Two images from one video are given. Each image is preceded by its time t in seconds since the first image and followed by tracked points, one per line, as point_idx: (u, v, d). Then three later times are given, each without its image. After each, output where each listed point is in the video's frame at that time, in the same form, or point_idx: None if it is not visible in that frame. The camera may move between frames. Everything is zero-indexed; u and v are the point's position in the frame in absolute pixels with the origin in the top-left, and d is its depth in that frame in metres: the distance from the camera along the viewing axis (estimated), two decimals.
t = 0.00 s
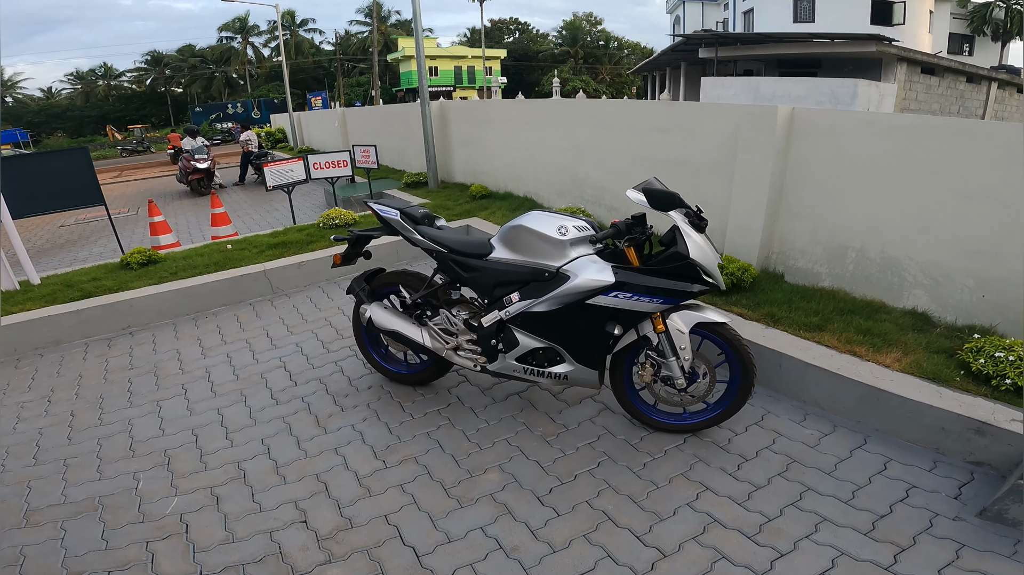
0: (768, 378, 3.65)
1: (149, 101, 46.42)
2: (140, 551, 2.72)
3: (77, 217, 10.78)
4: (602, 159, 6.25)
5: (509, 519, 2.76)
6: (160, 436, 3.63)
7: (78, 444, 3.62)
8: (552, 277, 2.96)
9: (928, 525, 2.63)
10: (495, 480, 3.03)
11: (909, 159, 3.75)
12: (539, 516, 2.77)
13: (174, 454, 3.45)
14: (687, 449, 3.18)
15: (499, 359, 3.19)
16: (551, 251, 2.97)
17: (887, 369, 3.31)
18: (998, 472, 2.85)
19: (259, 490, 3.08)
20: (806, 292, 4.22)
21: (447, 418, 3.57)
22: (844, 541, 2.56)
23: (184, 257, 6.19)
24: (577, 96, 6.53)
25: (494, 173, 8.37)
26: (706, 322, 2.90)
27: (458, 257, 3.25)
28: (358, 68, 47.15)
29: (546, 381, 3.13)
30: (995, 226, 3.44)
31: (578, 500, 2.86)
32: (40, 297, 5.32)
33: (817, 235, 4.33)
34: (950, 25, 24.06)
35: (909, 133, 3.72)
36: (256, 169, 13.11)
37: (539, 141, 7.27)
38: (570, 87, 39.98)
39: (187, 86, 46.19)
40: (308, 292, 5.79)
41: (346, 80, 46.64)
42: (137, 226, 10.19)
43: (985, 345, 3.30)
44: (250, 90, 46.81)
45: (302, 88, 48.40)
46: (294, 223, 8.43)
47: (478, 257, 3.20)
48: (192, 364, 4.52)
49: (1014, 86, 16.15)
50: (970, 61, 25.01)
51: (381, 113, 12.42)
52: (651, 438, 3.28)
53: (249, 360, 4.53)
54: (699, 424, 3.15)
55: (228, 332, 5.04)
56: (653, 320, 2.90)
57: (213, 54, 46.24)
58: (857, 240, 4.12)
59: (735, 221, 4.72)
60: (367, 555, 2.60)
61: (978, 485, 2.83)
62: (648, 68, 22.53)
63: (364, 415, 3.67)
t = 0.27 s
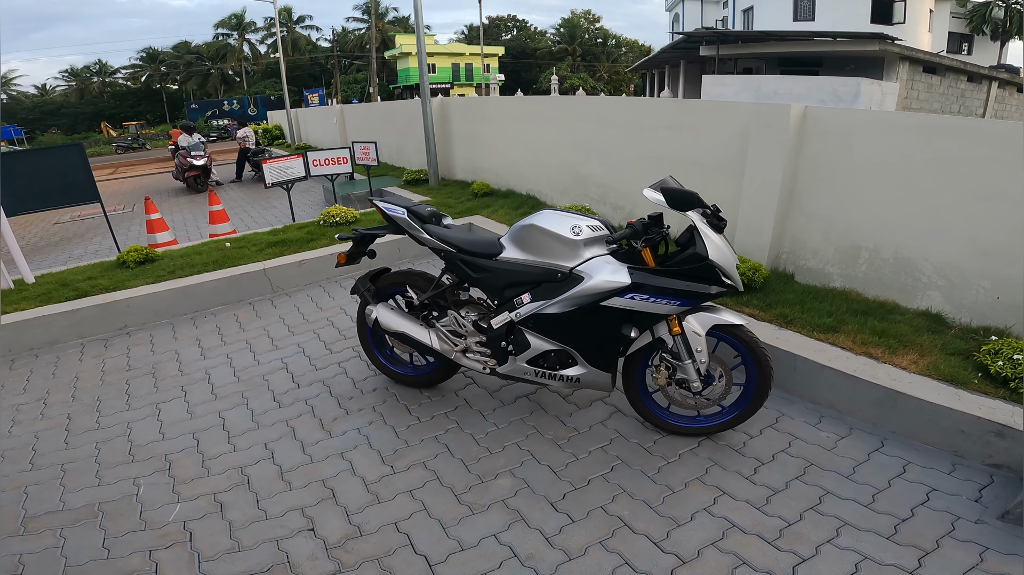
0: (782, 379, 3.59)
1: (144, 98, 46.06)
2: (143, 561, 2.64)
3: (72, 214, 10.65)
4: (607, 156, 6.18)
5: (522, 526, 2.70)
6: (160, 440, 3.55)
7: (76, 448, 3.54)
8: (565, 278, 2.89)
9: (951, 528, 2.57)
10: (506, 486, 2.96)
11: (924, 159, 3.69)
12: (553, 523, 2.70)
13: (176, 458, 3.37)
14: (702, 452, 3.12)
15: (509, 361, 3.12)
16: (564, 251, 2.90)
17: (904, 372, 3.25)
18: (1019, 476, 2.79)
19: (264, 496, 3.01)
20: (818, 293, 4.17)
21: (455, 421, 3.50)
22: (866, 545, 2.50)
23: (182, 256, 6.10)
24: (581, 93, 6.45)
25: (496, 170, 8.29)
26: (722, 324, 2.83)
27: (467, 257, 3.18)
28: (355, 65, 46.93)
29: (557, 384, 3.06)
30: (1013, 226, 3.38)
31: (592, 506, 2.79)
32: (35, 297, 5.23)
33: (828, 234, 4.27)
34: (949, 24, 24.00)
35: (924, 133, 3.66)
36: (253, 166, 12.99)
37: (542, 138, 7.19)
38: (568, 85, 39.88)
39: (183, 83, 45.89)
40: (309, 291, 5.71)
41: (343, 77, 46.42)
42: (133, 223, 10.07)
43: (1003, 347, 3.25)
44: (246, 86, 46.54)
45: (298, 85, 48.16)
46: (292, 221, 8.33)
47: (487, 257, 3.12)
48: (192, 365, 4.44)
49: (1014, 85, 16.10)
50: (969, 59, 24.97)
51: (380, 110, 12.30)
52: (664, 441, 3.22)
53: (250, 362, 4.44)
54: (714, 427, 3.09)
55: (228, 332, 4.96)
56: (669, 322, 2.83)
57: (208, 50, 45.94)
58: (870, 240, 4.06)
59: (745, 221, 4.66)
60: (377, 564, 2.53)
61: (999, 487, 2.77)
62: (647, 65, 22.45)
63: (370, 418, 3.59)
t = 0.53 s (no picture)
0: (794, 379, 3.53)
1: (140, 96, 45.79)
2: (145, 567, 2.57)
3: (67, 212, 10.53)
4: (612, 153, 6.12)
5: (535, 530, 2.63)
6: (160, 443, 3.47)
7: (73, 450, 3.46)
8: (577, 276, 2.83)
9: (974, 529, 2.52)
10: (517, 489, 2.89)
11: (939, 156, 3.63)
12: (566, 527, 2.64)
13: (176, 461, 3.29)
14: (716, 453, 3.06)
15: (519, 361, 3.06)
16: (576, 249, 2.84)
17: (920, 371, 3.20)
18: None
19: (268, 500, 2.94)
20: (828, 291, 4.11)
21: (463, 422, 3.44)
22: (888, 546, 2.45)
23: (179, 254, 6.01)
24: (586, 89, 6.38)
25: (498, 168, 8.22)
26: (738, 324, 2.77)
27: (475, 255, 3.11)
28: (352, 63, 46.78)
29: (568, 385, 3.00)
30: None
31: (606, 509, 2.73)
32: (30, 295, 5.13)
33: (839, 232, 4.22)
34: (947, 24, 24.01)
35: (939, 130, 3.60)
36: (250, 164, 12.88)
37: (545, 135, 7.13)
38: (566, 83, 39.83)
39: (179, 81, 45.66)
40: (310, 290, 5.63)
41: (340, 76, 46.26)
42: (129, 221, 9.97)
43: (1020, 347, 3.20)
44: (242, 85, 46.33)
45: (295, 83, 47.99)
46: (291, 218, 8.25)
47: (496, 254, 3.05)
48: (190, 365, 4.35)
49: (1013, 84, 16.08)
50: (967, 59, 25.01)
51: (379, 107, 12.22)
52: (677, 442, 3.16)
53: (250, 362, 4.37)
54: (728, 428, 3.03)
55: (228, 331, 4.88)
56: (683, 321, 2.77)
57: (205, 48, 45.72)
58: (882, 239, 4.01)
59: (753, 219, 4.60)
60: (387, 571, 2.46)
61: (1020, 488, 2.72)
62: (646, 64, 22.40)
63: (375, 420, 3.52)
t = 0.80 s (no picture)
0: (800, 381, 3.51)
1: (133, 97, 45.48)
2: None
3: (59, 213, 10.42)
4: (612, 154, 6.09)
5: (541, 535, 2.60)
6: (156, 448, 3.42)
7: (68, 455, 3.40)
8: (581, 278, 2.79)
9: (983, 530, 2.50)
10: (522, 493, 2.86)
11: (942, 156, 3.62)
12: (573, 531, 2.60)
13: (173, 467, 3.24)
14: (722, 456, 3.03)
15: (522, 364, 3.02)
16: (580, 250, 2.80)
17: (926, 372, 3.18)
18: None
19: (268, 506, 2.89)
20: (831, 292, 4.09)
21: (465, 426, 3.40)
22: (899, 548, 2.43)
23: (174, 255, 5.95)
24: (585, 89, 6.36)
25: (496, 168, 8.18)
26: (744, 325, 2.74)
27: (477, 256, 3.07)
28: (347, 63, 46.64)
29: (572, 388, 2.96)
30: None
31: (613, 513, 2.70)
32: (22, 298, 5.06)
33: (842, 232, 4.20)
34: (941, 24, 24.11)
35: (943, 130, 3.58)
36: (245, 165, 12.80)
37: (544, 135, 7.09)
38: (561, 84, 39.81)
39: (172, 82, 45.42)
40: (307, 291, 5.58)
41: (335, 76, 46.11)
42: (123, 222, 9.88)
43: None
44: (237, 85, 46.13)
45: (290, 83, 47.82)
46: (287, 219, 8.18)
47: (498, 256, 3.01)
48: (187, 369, 4.30)
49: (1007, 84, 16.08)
50: (961, 60, 25.12)
51: (375, 107, 12.16)
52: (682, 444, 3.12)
53: (248, 365, 4.32)
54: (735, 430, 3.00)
55: (224, 334, 4.82)
56: (689, 323, 2.74)
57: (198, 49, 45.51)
58: (885, 239, 3.99)
59: (755, 219, 4.58)
60: None
61: None
62: (642, 65, 22.42)
63: (376, 424, 3.48)
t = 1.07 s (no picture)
0: (792, 381, 3.52)
1: (119, 101, 45.00)
2: None
3: (44, 218, 10.29)
4: (602, 155, 6.10)
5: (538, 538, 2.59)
6: (146, 455, 3.38)
7: (56, 463, 3.35)
8: (574, 281, 2.79)
9: (978, 528, 2.52)
10: (518, 496, 2.85)
11: (931, 155, 3.65)
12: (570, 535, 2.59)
13: (164, 474, 3.20)
14: (717, 456, 3.03)
15: (516, 367, 3.01)
16: (573, 252, 2.80)
17: (917, 371, 3.20)
18: None
19: (261, 513, 2.86)
20: (821, 291, 4.12)
21: (459, 429, 3.39)
22: (894, 547, 2.44)
23: (162, 260, 5.89)
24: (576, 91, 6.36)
25: (487, 170, 8.17)
26: (737, 326, 2.75)
27: (469, 260, 3.06)
28: (335, 65, 46.46)
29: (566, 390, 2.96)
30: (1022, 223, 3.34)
31: (609, 515, 2.69)
32: (7, 304, 4.99)
33: (831, 231, 4.23)
34: (924, 23, 24.37)
35: (931, 130, 3.62)
36: (234, 168, 12.70)
37: (535, 137, 7.09)
38: (550, 85, 39.91)
39: (158, 85, 45.02)
40: (297, 296, 5.54)
41: (323, 78, 45.91)
42: (109, 227, 9.76)
43: (1014, 344, 3.22)
44: (224, 88, 45.81)
45: (278, 86, 47.55)
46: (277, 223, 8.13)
47: (491, 259, 3.00)
48: (176, 375, 4.25)
49: (990, 83, 16.24)
50: (945, 59, 25.40)
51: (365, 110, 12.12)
52: (677, 445, 3.13)
53: (238, 371, 4.28)
54: (729, 431, 3.00)
55: (214, 340, 4.77)
56: (682, 324, 2.75)
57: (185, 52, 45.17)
58: (874, 238, 4.02)
59: (746, 218, 4.60)
60: None
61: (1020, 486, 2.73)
62: (630, 66, 22.51)
63: (370, 429, 3.46)
